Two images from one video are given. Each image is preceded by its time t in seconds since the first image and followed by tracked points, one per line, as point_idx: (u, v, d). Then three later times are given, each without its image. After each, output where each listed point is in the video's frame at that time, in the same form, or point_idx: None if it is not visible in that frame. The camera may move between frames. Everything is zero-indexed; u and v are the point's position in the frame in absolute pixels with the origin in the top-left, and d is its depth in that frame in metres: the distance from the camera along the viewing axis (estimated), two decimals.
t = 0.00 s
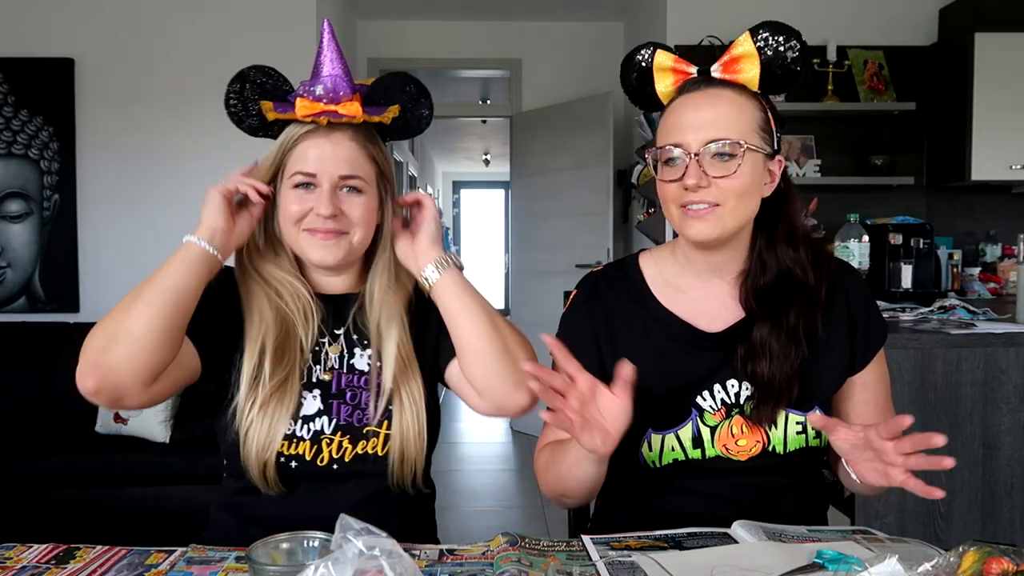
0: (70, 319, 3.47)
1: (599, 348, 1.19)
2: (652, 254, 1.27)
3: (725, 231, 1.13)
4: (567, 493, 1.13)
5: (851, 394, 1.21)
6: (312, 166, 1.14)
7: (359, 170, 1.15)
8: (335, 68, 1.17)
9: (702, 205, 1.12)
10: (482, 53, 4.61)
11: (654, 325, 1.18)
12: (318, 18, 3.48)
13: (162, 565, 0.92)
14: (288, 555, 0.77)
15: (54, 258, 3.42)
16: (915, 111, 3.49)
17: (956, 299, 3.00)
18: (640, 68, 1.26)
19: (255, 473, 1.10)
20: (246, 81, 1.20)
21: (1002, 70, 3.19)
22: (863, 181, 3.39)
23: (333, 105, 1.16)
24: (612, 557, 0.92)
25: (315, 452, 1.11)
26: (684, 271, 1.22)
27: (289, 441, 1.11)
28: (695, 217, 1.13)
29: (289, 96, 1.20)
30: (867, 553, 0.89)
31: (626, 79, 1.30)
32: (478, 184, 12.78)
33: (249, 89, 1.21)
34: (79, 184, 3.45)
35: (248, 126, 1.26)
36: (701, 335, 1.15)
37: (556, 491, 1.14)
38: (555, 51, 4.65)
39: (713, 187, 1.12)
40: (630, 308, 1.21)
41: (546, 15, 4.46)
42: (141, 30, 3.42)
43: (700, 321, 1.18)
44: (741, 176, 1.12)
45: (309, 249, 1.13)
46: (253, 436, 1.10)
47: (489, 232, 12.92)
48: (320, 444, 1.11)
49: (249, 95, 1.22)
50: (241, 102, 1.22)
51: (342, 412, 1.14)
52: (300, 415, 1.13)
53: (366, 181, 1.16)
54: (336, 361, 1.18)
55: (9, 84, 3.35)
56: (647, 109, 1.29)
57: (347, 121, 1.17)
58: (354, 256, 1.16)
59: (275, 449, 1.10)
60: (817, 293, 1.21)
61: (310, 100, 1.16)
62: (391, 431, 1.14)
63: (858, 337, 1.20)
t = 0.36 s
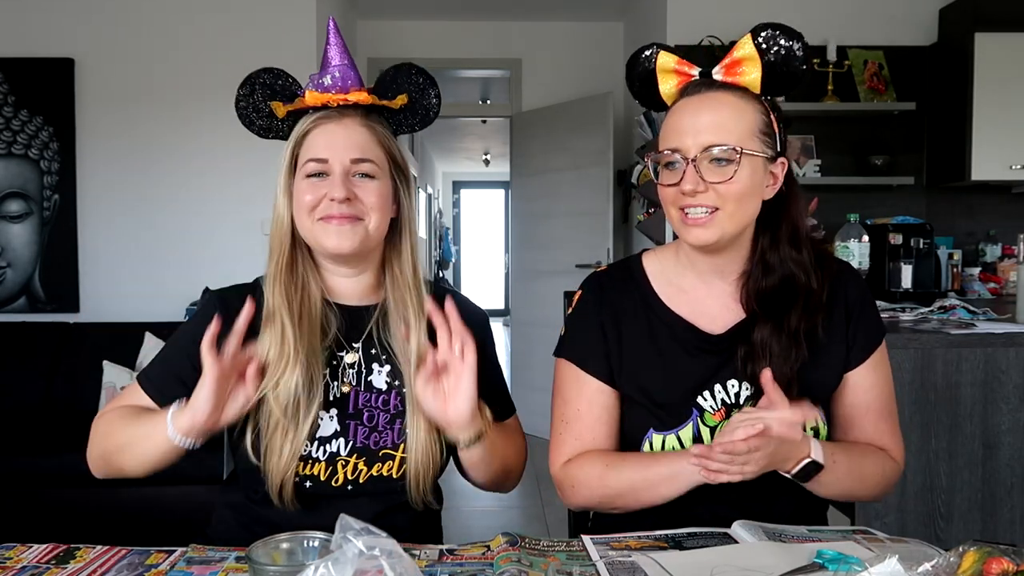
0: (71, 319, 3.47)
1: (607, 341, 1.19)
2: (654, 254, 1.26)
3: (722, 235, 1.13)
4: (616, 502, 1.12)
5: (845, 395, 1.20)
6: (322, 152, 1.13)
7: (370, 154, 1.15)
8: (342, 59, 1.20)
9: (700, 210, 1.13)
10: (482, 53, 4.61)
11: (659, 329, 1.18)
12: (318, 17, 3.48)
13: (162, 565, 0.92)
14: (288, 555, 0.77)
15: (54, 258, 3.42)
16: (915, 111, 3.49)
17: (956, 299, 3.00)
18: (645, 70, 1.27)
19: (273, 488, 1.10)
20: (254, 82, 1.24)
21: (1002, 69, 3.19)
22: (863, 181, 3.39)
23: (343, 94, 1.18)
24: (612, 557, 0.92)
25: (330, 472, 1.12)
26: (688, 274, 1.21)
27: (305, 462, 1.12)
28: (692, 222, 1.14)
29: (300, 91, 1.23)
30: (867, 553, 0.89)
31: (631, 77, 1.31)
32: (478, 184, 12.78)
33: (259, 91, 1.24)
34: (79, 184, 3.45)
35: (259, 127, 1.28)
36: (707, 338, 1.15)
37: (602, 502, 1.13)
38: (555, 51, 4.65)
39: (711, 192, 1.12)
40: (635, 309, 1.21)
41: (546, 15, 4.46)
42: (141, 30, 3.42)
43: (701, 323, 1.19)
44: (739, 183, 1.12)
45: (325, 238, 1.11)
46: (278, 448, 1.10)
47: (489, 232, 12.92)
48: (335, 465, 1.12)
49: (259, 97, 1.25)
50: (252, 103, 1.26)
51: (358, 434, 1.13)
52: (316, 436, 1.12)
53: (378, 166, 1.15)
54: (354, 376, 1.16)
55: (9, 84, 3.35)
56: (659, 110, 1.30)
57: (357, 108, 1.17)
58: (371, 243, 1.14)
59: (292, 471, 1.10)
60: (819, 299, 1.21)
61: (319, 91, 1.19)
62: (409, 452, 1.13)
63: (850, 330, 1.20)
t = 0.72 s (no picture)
0: (71, 319, 3.47)
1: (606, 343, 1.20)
2: (657, 253, 1.26)
3: (748, 225, 1.10)
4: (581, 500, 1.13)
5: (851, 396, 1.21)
6: (308, 170, 1.13)
7: (358, 171, 1.14)
8: (329, 61, 1.15)
9: (729, 201, 1.09)
10: (482, 53, 4.61)
11: (661, 330, 1.18)
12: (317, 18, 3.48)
13: (162, 565, 0.92)
14: (288, 555, 0.77)
15: (54, 258, 3.42)
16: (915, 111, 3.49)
17: (956, 299, 3.00)
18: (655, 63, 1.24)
19: (265, 483, 1.10)
20: (240, 78, 1.19)
21: (1002, 69, 3.19)
22: (863, 181, 3.38)
23: (328, 102, 1.14)
24: (612, 557, 0.92)
25: (318, 477, 1.11)
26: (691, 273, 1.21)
27: (293, 466, 1.11)
28: (719, 212, 1.10)
29: (283, 93, 1.18)
30: (867, 553, 0.89)
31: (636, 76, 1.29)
32: (479, 184, 12.79)
33: (243, 86, 1.20)
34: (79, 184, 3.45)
35: (245, 123, 1.24)
36: (709, 338, 1.15)
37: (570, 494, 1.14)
38: (555, 51, 4.65)
39: (742, 181, 1.08)
40: (636, 308, 1.21)
41: (546, 15, 4.46)
42: (141, 30, 3.42)
43: (706, 325, 1.18)
44: (768, 173, 1.09)
45: (312, 256, 1.13)
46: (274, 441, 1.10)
47: (489, 232, 12.93)
48: (323, 470, 1.11)
49: (242, 92, 1.20)
50: (236, 100, 1.21)
51: (346, 438, 1.13)
52: (305, 440, 1.12)
53: (365, 184, 1.15)
54: (341, 378, 1.16)
55: (9, 84, 3.35)
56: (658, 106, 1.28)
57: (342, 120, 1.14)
58: (358, 259, 1.16)
59: (282, 474, 1.10)
60: (820, 292, 1.22)
61: (304, 97, 1.14)
62: (391, 454, 1.14)
63: (857, 331, 1.21)
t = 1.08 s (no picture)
0: (71, 319, 3.47)
1: (606, 354, 1.19)
2: (660, 255, 1.26)
3: (757, 230, 1.09)
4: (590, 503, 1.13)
5: (854, 403, 1.21)
6: (307, 160, 1.12)
7: (357, 164, 1.14)
8: (331, 53, 1.16)
9: (740, 203, 1.08)
10: (482, 53, 4.61)
11: (661, 334, 1.18)
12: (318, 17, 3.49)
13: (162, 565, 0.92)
14: (288, 555, 0.77)
15: (54, 258, 3.42)
16: (915, 111, 3.49)
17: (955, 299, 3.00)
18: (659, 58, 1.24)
19: (257, 490, 1.09)
20: (235, 61, 1.17)
21: (1002, 69, 3.19)
22: (863, 181, 3.39)
23: (331, 92, 1.15)
24: (612, 557, 0.92)
25: (314, 485, 1.11)
26: (692, 280, 1.21)
27: (287, 477, 1.10)
28: (728, 214, 1.09)
29: (282, 81, 1.18)
30: (867, 553, 0.89)
31: (640, 70, 1.28)
32: (479, 184, 12.79)
33: (237, 69, 1.18)
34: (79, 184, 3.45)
35: (235, 109, 1.23)
36: (708, 343, 1.15)
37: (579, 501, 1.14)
38: (555, 51, 4.64)
39: (754, 183, 1.07)
40: (636, 312, 1.21)
41: (546, 14, 4.46)
42: (141, 30, 3.42)
43: (709, 330, 1.18)
44: (778, 177, 1.09)
45: (306, 249, 1.12)
46: (256, 446, 1.08)
47: (489, 232, 12.93)
48: (319, 477, 1.11)
49: (237, 76, 1.18)
50: (229, 84, 1.19)
51: (340, 444, 1.12)
52: (296, 449, 1.11)
53: (364, 177, 1.15)
54: (329, 382, 1.15)
55: (9, 84, 3.35)
56: (658, 101, 1.27)
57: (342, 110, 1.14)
58: (350, 254, 1.16)
59: (276, 485, 1.09)
60: (823, 295, 1.21)
61: (307, 85, 1.14)
62: (386, 453, 1.14)
63: (861, 339, 1.21)
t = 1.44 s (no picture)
0: (71, 319, 3.47)
1: (607, 352, 1.19)
2: (662, 254, 1.27)
3: (762, 233, 1.09)
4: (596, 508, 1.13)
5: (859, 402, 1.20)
6: (313, 177, 1.12)
7: (363, 181, 1.15)
8: (336, 69, 1.15)
9: (745, 206, 1.08)
10: (482, 53, 4.61)
11: (662, 334, 1.18)
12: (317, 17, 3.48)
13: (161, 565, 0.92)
14: (288, 555, 0.77)
15: (54, 258, 3.42)
16: (915, 111, 3.49)
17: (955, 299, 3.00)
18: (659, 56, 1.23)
19: (243, 509, 1.10)
20: (235, 77, 1.15)
21: (1002, 69, 3.19)
22: (863, 181, 3.38)
23: (335, 109, 1.15)
24: (612, 557, 0.92)
25: (302, 497, 1.11)
26: (696, 282, 1.21)
27: (274, 489, 1.11)
28: (734, 218, 1.09)
29: (287, 97, 1.17)
30: (867, 553, 0.89)
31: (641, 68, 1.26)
32: (479, 184, 12.80)
33: (238, 85, 1.15)
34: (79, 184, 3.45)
35: (234, 126, 1.20)
36: (710, 344, 1.15)
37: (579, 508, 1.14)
38: (555, 51, 4.64)
39: (760, 186, 1.07)
40: (639, 312, 1.21)
41: (546, 15, 4.46)
42: (141, 30, 3.42)
43: (710, 332, 1.18)
44: (784, 179, 1.08)
45: (312, 268, 1.12)
46: (250, 469, 1.09)
47: (489, 232, 12.93)
48: (307, 490, 1.11)
49: (238, 93, 1.16)
50: (229, 100, 1.17)
51: (328, 457, 1.13)
52: (285, 462, 1.11)
53: (368, 195, 1.15)
54: (320, 398, 1.15)
55: (9, 84, 3.35)
56: (657, 100, 1.27)
57: (346, 126, 1.15)
58: (353, 272, 1.16)
59: (264, 497, 1.10)
60: (828, 298, 1.21)
61: (311, 103, 1.15)
62: (372, 472, 1.14)
63: (864, 337, 1.21)
